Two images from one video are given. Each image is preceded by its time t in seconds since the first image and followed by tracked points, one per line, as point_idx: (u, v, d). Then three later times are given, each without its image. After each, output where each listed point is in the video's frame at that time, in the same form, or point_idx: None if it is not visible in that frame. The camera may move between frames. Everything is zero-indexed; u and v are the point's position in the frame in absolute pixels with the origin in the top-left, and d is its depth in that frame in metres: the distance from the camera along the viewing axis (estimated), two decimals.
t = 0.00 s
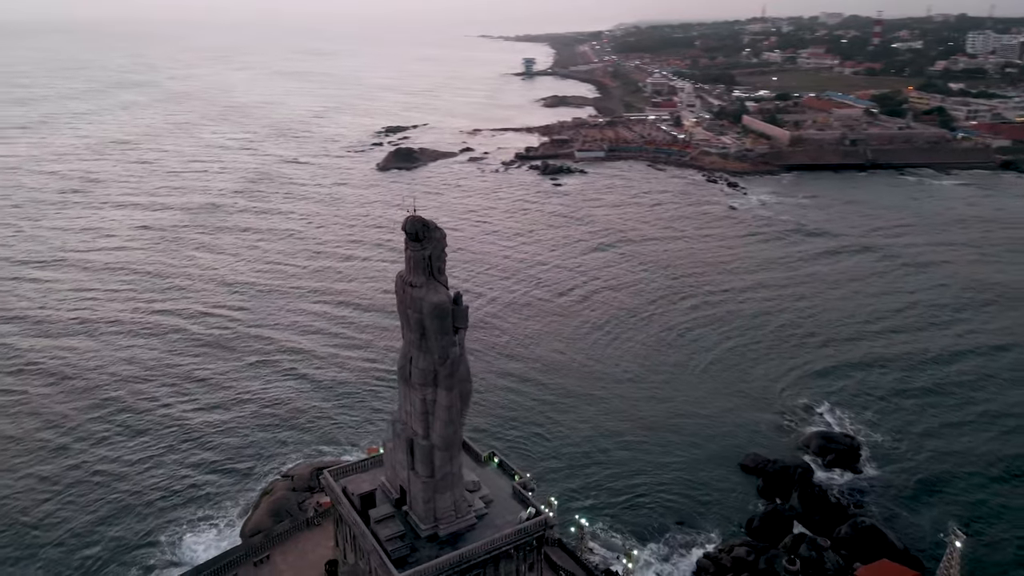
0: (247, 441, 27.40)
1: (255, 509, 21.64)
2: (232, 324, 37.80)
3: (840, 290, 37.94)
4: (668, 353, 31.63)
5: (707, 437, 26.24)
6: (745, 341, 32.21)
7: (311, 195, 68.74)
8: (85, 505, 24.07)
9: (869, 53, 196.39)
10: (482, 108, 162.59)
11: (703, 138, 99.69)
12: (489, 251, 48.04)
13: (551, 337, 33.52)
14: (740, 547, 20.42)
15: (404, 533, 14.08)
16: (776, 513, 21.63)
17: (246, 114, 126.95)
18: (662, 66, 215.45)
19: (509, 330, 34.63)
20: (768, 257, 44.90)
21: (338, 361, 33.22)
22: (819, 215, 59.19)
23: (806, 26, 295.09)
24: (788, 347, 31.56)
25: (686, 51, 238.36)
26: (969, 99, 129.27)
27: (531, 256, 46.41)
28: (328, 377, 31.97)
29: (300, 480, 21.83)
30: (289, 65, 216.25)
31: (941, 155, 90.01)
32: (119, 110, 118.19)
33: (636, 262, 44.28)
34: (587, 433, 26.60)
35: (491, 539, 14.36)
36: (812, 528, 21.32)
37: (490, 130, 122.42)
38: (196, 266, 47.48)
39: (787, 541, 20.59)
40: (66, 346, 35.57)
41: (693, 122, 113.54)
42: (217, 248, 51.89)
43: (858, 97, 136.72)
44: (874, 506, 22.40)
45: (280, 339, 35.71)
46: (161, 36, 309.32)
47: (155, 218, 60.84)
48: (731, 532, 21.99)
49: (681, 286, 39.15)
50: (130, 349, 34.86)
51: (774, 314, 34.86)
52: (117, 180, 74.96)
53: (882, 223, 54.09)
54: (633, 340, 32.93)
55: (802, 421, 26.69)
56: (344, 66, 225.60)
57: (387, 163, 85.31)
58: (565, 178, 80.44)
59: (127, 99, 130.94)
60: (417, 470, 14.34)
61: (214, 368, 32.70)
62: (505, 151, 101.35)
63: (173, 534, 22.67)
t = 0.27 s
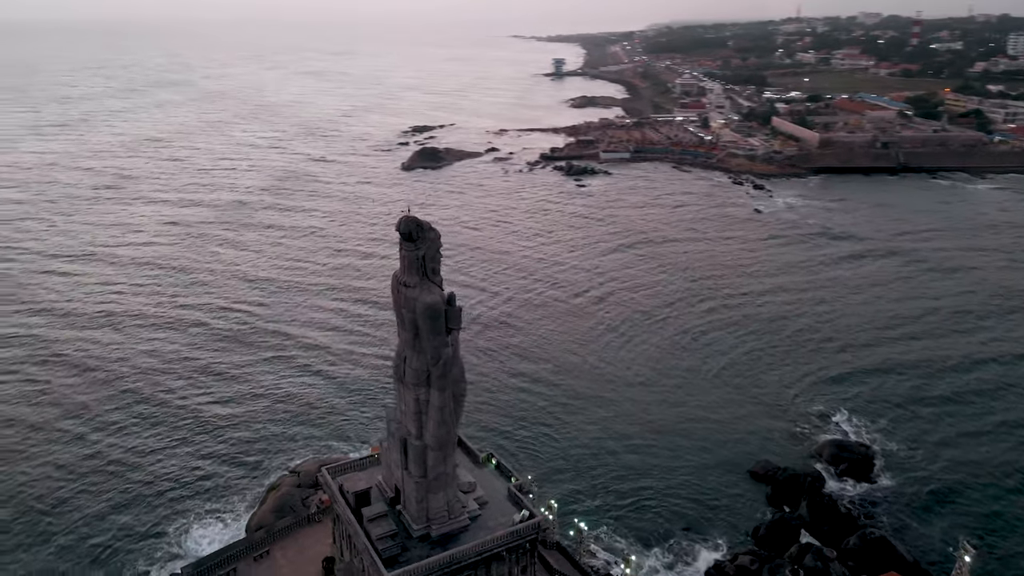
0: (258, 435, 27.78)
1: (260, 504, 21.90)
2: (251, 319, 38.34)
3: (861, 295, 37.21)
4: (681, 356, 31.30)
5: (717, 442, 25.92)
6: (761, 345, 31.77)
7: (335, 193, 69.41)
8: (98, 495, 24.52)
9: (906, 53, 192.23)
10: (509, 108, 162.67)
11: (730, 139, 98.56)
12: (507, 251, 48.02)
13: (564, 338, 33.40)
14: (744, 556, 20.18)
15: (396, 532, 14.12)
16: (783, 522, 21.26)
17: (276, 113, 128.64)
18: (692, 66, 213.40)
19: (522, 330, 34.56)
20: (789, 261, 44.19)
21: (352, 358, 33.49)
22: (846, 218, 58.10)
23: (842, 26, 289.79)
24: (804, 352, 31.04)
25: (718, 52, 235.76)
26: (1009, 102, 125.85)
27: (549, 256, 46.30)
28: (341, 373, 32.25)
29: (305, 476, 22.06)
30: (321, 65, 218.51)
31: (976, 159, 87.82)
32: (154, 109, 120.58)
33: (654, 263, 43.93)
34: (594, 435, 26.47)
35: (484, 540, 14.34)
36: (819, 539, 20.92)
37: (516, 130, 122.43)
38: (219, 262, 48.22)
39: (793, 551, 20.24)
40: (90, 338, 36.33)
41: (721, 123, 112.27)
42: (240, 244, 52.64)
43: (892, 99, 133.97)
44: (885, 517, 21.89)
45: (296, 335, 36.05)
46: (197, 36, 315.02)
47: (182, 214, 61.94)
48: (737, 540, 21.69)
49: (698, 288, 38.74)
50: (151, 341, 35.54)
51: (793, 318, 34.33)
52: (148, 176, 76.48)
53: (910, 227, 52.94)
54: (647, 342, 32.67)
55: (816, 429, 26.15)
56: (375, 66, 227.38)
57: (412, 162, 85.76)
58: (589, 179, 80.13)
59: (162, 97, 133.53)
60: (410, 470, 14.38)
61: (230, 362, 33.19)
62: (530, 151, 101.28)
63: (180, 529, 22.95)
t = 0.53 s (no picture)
0: (271, 428, 28.13)
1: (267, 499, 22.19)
2: (271, 314, 38.84)
3: (885, 300, 36.43)
4: (696, 359, 30.93)
5: (729, 446, 25.58)
6: (778, 350, 31.26)
7: (360, 192, 69.97)
8: (112, 485, 25.00)
9: (946, 54, 187.60)
10: (538, 109, 162.47)
11: (759, 141, 97.23)
12: (527, 251, 47.94)
13: (578, 338, 33.22)
14: (748, 565, 19.98)
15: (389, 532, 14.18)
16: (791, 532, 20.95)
17: (307, 112, 130.16)
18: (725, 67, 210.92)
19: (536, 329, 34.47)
20: (813, 264, 43.43)
21: (367, 355, 33.73)
22: (875, 222, 56.88)
23: (881, 27, 283.75)
24: (823, 358, 30.47)
25: (752, 52, 232.65)
26: None
27: (568, 257, 46.10)
28: (355, 370, 32.51)
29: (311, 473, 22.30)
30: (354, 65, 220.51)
31: (1014, 163, 85.39)
32: (189, 108, 122.86)
33: (675, 265, 43.51)
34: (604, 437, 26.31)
35: (476, 542, 14.34)
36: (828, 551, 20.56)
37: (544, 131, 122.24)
38: (244, 258, 48.92)
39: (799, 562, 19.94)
40: (115, 330, 37.12)
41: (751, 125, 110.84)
42: (265, 241, 53.34)
43: (929, 101, 130.87)
44: (897, 529, 21.44)
45: (314, 330, 36.42)
46: (235, 36, 320.30)
47: (211, 211, 62.97)
48: (743, 548, 21.42)
49: (718, 290, 38.27)
50: (173, 335, 36.21)
51: (813, 323, 33.72)
52: (180, 174, 77.94)
53: (940, 231, 51.67)
54: (662, 344, 32.34)
55: (830, 437, 25.68)
56: (406, 66, 228.74)
57: (438, 162, 86.08)
58: (614, 180, 79.68)
59: (197, 96, 136.00)
60: (404, 469, 14.42)
61: (248, 356, 33.66)
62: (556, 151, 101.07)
63: (187, 523, 23.22)
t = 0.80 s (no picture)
0: (285, 422, 28.50)
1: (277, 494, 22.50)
2: (292, 309, 39.27)
3: (911, 307, 35.55)
4: (713, 363, 30.54)
5: (741, 452, 25.21)
6: (797, 355, 30.72)
7: (387, 191, 70.43)
8: (129, 474, 25.55)
9: (991, 56, 182.38)
10: (568, 109, 162.03)
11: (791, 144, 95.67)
12: (548, 251, 47.76)
13: (594, 339, 33.00)
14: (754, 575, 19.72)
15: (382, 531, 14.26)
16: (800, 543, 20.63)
17: (339, 112, 131.47)
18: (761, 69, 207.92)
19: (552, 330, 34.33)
20: (838, 269, 42.54)
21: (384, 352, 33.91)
22: (906, 227, 55.53)
23: (924, 27, 276.90)
24: (843, 365, 29.86)
25: (789, 53, 228.84)
26: None
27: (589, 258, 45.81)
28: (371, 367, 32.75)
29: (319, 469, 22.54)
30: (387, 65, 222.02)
31: None
32: (224, 107, 124.91)
33: (696, 267, 43.00)
34: (615, 440, 26.12)
35: (469, 544, 14.34)
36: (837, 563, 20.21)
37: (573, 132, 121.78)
38: (269, 254, 49.58)
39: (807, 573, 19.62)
40: (140, 323, 37.86)
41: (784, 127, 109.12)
42: (290, 238, 53.95)
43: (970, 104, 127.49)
44: (910, 543, 20.97)
45: (334, 326, 36.80)
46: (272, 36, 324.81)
47: (240, 208, 63.92)
48: (750, 557, 21.12)
49: (739, 294, 37.74)
50: (196, 328, 36.83)
51: (836, 328, 33.05)
52: (212, 171, 79.32)
53: (974, 237, 50.24)
54: (679, 347, 31.97)
55: (846, 445, 25.21)
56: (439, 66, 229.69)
57: (465, 162, 86.23)
58: (640, 182, 79.05)
59: (232, 95, 138.24)
60: (400, 469, 14.49)
61: (267, 350, 34.11)
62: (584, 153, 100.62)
63: (198, 516, 23.57)
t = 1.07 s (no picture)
0: (303, 417, 28.90)
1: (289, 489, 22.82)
2: (316, 306, 39.74)
3: (943, 316, 34.54)
4: (733, 368, 30.09)
5: (757, 460, 24.80)
6: (820, 363, 30.12)
7: (417, 190, 70.88)
8: (150, 463, 26.17)
9: None
10: (602, 111, 161.25)
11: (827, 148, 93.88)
12: (572, 253, 47.57)
13: (613, 342, 32.78)
14: None
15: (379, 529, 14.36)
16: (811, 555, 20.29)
17: (373, 112, 132.77)
18: (800, 71, 204.28)
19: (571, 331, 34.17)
20: (868, 275, 41.51)
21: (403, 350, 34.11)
22: (943, 234, 54.07)
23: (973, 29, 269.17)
24: (867, 374, 29.18)
25: (831, 55, 224.45)
26: None
27: (613, 260, 45.50)
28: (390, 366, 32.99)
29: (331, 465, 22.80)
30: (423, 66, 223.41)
31: None
32: (261, 106, 127.05)
33: (722, 271, 42.41)
34: (629, 443, 25.90)
35: (466, 545, 14.36)
36: None
37: (605, 134, 121.15)
38: (297, 251, 50.27)
39: None
40: (169, 316, 38.69)
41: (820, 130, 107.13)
42: (318, 236, 54.60)
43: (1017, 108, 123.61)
44: (927, 559, 20.46)
45: (356, 323, 37.18)
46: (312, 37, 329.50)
47: (272, 205, 64.93)
48: (760, 567, 20.81)
49: (764, 298, 37.12)
50: (222, 322, 37.51)
51: (862, 336, 32.31)
52: (247, 169, 80.72)
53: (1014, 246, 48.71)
54: (699, 351, 31.58)
55: (865, 456, 24.67)
56: (475, 67, 230.47)
57: (495, 163, 86.34)
58: (671, 184, 78.31)
59: (270, 95, 140.55)
60: (398, 469, 14.56)
61: (290, 346, 34.59)
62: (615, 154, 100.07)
63: (214, 506, 24.07)
